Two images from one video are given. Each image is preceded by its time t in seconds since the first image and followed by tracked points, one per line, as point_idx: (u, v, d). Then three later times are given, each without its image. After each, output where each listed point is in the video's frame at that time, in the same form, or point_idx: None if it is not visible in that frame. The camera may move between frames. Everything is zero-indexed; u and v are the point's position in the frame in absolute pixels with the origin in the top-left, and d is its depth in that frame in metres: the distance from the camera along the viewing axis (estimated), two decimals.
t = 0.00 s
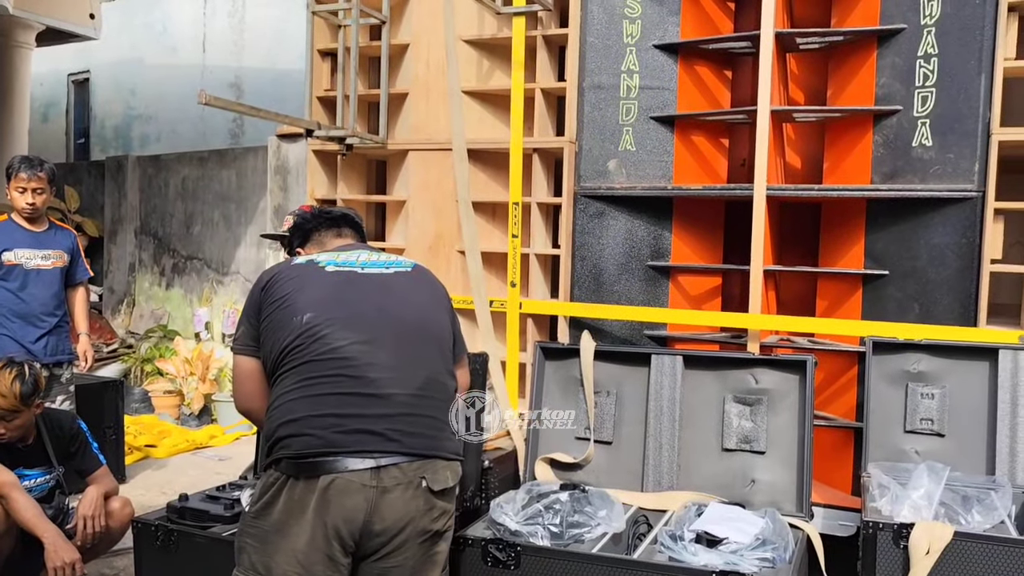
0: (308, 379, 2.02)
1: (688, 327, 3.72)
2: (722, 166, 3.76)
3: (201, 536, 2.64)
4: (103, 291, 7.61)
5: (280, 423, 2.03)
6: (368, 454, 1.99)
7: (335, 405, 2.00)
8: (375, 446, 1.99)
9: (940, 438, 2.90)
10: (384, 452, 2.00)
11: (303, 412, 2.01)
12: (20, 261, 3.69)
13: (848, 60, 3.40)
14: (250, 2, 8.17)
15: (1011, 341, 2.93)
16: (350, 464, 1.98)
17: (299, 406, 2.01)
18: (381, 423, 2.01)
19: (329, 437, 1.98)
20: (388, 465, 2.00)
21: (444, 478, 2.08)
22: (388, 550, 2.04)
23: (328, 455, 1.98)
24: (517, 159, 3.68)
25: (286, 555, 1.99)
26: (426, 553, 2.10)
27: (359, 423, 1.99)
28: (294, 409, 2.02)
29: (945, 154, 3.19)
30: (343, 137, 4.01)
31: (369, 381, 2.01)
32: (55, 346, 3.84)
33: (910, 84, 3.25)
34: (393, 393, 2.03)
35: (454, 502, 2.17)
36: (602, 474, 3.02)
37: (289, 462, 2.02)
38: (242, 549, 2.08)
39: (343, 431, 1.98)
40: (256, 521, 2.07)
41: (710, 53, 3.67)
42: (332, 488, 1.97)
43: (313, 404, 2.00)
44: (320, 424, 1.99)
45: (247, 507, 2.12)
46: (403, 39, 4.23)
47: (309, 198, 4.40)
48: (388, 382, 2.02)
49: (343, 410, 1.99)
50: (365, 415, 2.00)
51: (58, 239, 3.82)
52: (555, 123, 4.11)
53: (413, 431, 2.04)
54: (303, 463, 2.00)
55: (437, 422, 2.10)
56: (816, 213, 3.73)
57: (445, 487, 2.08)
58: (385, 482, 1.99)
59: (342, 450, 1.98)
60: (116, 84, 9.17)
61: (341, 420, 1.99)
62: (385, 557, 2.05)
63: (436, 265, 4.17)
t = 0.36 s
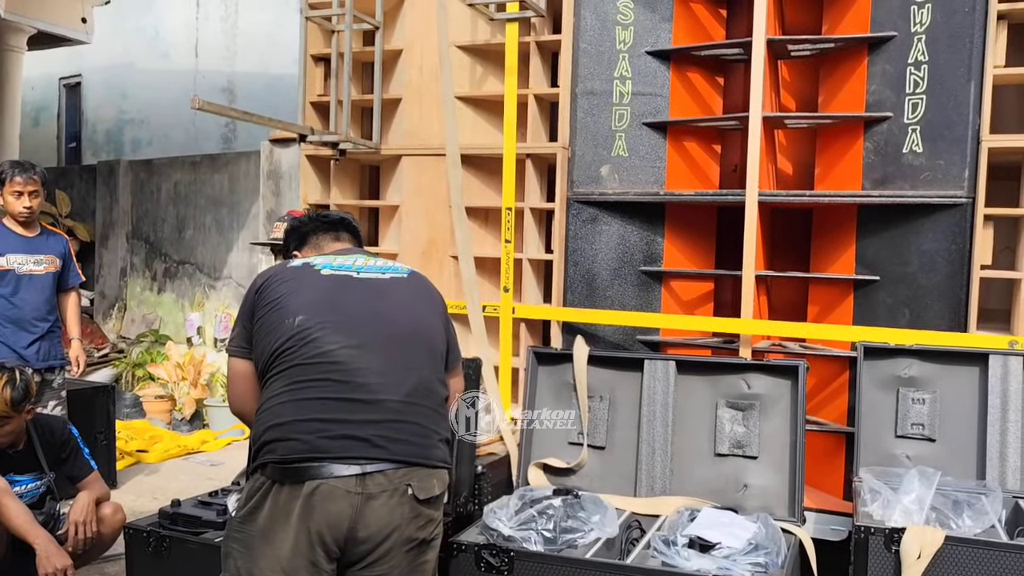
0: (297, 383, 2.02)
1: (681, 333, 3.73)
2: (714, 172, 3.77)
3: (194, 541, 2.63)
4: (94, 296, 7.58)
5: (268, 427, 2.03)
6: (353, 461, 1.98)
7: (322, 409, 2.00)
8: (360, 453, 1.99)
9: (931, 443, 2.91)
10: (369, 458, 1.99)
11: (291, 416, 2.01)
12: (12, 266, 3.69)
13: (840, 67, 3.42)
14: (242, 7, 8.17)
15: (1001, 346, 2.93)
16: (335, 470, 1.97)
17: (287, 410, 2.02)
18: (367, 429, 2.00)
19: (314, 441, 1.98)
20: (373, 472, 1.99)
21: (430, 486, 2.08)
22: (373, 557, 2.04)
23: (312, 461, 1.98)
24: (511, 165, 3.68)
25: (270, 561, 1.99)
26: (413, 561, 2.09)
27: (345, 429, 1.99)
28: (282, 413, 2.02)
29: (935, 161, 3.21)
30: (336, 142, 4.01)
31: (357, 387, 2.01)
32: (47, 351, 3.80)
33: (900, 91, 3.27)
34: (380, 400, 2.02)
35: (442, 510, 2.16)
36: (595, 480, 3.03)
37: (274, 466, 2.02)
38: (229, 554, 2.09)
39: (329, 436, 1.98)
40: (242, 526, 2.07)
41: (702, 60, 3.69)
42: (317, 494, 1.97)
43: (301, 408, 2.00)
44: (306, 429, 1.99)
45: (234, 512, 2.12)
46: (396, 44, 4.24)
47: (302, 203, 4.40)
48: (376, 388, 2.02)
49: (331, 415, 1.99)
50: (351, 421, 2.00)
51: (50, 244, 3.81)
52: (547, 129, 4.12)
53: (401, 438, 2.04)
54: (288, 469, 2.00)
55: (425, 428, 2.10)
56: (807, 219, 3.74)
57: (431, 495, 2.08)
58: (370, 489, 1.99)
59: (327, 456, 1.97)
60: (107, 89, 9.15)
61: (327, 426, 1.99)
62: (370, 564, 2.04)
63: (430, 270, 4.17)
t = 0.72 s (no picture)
0: (292, 384, 2.01)
1: (676, 333, 3.74)
2: (708, 173, 3.78)
3: (188, 544, 2.62)
4: (88, 297, 7.56)
5: (262, 429, 2.03)
6: (348, 463, 1.98)
7: (317, 411, 1.99)
8: (354, 455, 1.98)
9: (925, 443, 2.92)
10: (365, 460, 1.99)
11: (286, 418, 2.00)
12: (5, 268, 3.67)
13: (834, 68, 3.43)
14: (236, 8, 8.16)
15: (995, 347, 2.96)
16: (330, 472, 1.97)
17: (282, 412, 2.01)
18: (362, 431, 2.00)
19: (309, 443, 1.98)
20: (368, 474, 1.99)
21: (426, 488, 2.07)
22: (367, 559, 2.03)
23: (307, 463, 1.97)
24: (505, 166, 3.68)
25: (264, 563, 1.99)
26: (408, 563, 2.09)
27: (340, 430, 1.99)
28: (277, 414, 2.02)
29: (928, 162, 3.23)
30: (331, 144, 4.01)
31: (352, 389, 2.01)
32: (40, 353, 3.80)
33: (894, 92, 3.28)
34: (375, 402, 2.02)
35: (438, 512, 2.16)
36: (590, 480, 3.03)
37: (268, 468, 2.02)
38: (223, 556, 2.08)
39: (324, 438, 1.98)
40: (236, 528, 2.07)
41: (697, 61, 3.70)
42: (311, 496, 1.96)
43: (296, 410, 2.00)
44: (300, 431, 1.99)
45: (229, 513, 2.12)
46: (391, 46, 4.24)
47: (297, 204, 4.39)
48: (372, 390, 2.02)
49: (326, 416, 1.99)
50: (346, 422, 2.00)
51: (43, 246, 3.80)
52: (542, 131, 4.12)
53: (396, 440, 2.03)
54: (283, 471, 2.00)
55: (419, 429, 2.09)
56: (801, 220, 3.75)
57: (426, 497, 2.08)
58: (365, 491, 1.99)
59: (321, 458, 1.97)
60: (101, 90, 9.14)
61: (322, 427, 1.99)
62: (365, 566, 2.04)
63: (425, 272, 4.17)
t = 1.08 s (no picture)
0: (285, 386, 2.01)
1: (669, 333, 3.74)
2: (701, 174, 3.79)
3: (181, 546, 2.61)
4: (80, 299, 7.54)
5: (255, 431, 2.03)
6: (341, 464, 1.97)
7: (310, 413, 1.99)
8: (348, 457, 1.98)
9: (917, 442, 2.93)
10: (358, 462, 1.99)
11: (278, 420, 2.00)
12: None
13: (826, 68, 3.44)
14: (229, 8, 8.14)
15: (987, 345, 2.96)
16: (323, 473, 1.96)
17: (274, 414, 2.01)
18: (355, 433, 2.00)
19: (302, 446, 1.97)
20: (362, 476, 1.99)
21: (419, 489, 2.07)
22: (360, 561, 2.03)
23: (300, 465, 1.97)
24: (498, 166, 3.68)
25: (257, 566, 1.99)
26: (400, 564, 2.08)
27: (333, 432, 1.98)
28: (270, 416, 2.01)
29: (920, 162, 3.24)
30: (324, 144, 4.00)
31: (345, 390, 2.00)
32: (32, 354, 3.77)
33: (886, 92, 3.29)
34: (368, 404, 2.02)
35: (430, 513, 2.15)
36: (584, 480, 3.03)
37: (261, 471, 2.02)
38: (215, 559, 2.08)
39: (317, 440, 1.97)
40: (229, 530, 2.06)
41: (689, 62, 3.71)
42: (304, 498, 1.96)
43: (288, 412, 2.00)
44: (293, 433, 1.98)
45: (222, 516, 2.12)
46: (384, 46, 4.24)
47: (290, 205, 4.38)
48: (365, 391, 2.02)
49: (318, 418, 1.99)
50: (339, 424, 1.99)
51: (33, 247, 3.79)
52: (535, 131, 4.12)
53: (388, 441, 2.03)
54: (276, 472, 1.99)
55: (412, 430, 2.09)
56: (793, 221, 3.76)
57: (419, 498, 2.07)
58: (358, 492, 1.98)
59: (314, 460, 1.96)
60: (93, 91, 9.10)
61: (315, 429, 1.98)
62: (358, 568, 2.04)
63: (419, 273, 4.17)
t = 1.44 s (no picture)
0: (274, 389, 2.01)
1: (664, 334, 3.75)
2: (696, 175, 3.81)
3: (176, 548, 2.61)
4: (75, 300, 7.52)
5: (245, 434, 2.02)
6: (334, 466, 1.97)
7: (301, 416, 1.99)
8: (340, 458, 1.98)
9: (911, 443, 2.94)
10: (351, 464, 1.99)
11: (268, 423, 2.00)
12: None
13: (821, 70, 3.45)
14: (224, 9, 8.13)
15: (980, 347, 2.92)
16: (316, 476, 1.96)
17: (265, 417, 2.00)
18: (347, 435, 2.00)
19: (294, 448, 1.97)
20: (354, 477, 1.99)
21: (412, 490, 2.07)
22: (354, 563, 2.03)
23: (293, 467, 1.97)
24: (494, 168, 3.68)
25: (251, 569, 1.98)
26: (394, 565, 2.09)
27: (325, 434, 1.98)
28: (260, 419, 2.01)
29: (914, 164, 3.25)
30: (319, 145, 4.00)
31: (336, 392, 2.00)
32: (25, 356, 3.76)
33: (880, 94, 3.30)
34: (360, 405, 2.02)
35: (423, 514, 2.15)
36: (579, 481, 3.03)
37: (253, 474, 2.01)
38: (208, 564, 2.07)
39: (308, 442, 1.97)
40: (222, 535, 2.06)
41: (683, 64, 3.72)
42: (298, 500, 1.96)
43: (279, 415, 1.99)
44: (284, 436, 1.98)
45: (213, 520, 2.11)
46: (380, 48, 4.24)
47: (285, 206, 4.36)
48: (357, 392, 2.02)
49: (310, 420, 1.98)
50: (331, 426, 1.99)
51: (26, 248, 3.78)
52: (530, 132, 4.13)
53: (381, 442, 2.03)
54: (268, 476, 1.99)
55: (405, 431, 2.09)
56: (788, 222, 3.77)
57: (413, 499, 2.07)
58: (351, 494, 1.98)
59: (307, 463, 1.96)
60: (87, 92, 9.09)
61: (306, 432, 1.98)
62: (352, 570, 2.04)
63: (414, 274, 4.17)
